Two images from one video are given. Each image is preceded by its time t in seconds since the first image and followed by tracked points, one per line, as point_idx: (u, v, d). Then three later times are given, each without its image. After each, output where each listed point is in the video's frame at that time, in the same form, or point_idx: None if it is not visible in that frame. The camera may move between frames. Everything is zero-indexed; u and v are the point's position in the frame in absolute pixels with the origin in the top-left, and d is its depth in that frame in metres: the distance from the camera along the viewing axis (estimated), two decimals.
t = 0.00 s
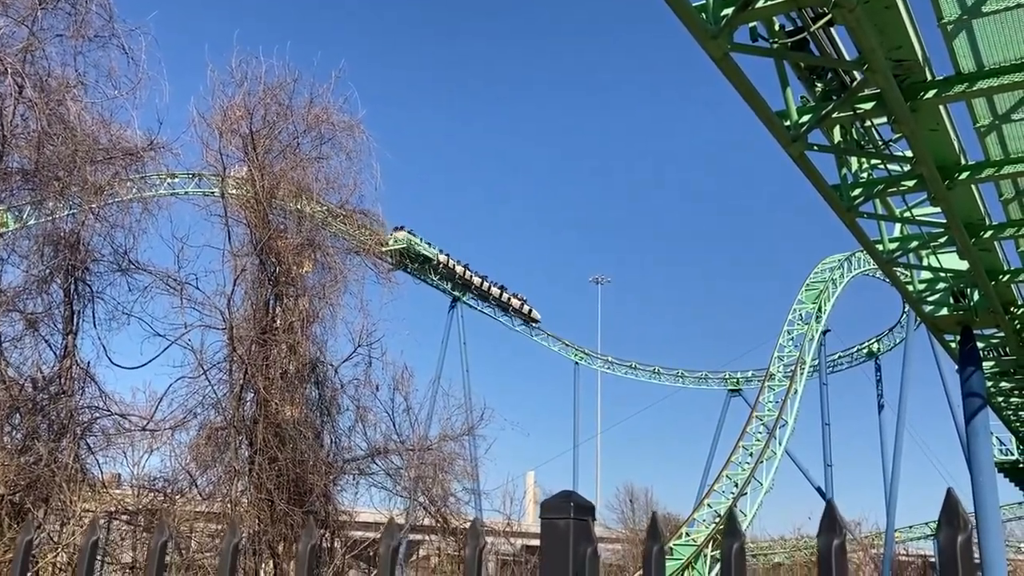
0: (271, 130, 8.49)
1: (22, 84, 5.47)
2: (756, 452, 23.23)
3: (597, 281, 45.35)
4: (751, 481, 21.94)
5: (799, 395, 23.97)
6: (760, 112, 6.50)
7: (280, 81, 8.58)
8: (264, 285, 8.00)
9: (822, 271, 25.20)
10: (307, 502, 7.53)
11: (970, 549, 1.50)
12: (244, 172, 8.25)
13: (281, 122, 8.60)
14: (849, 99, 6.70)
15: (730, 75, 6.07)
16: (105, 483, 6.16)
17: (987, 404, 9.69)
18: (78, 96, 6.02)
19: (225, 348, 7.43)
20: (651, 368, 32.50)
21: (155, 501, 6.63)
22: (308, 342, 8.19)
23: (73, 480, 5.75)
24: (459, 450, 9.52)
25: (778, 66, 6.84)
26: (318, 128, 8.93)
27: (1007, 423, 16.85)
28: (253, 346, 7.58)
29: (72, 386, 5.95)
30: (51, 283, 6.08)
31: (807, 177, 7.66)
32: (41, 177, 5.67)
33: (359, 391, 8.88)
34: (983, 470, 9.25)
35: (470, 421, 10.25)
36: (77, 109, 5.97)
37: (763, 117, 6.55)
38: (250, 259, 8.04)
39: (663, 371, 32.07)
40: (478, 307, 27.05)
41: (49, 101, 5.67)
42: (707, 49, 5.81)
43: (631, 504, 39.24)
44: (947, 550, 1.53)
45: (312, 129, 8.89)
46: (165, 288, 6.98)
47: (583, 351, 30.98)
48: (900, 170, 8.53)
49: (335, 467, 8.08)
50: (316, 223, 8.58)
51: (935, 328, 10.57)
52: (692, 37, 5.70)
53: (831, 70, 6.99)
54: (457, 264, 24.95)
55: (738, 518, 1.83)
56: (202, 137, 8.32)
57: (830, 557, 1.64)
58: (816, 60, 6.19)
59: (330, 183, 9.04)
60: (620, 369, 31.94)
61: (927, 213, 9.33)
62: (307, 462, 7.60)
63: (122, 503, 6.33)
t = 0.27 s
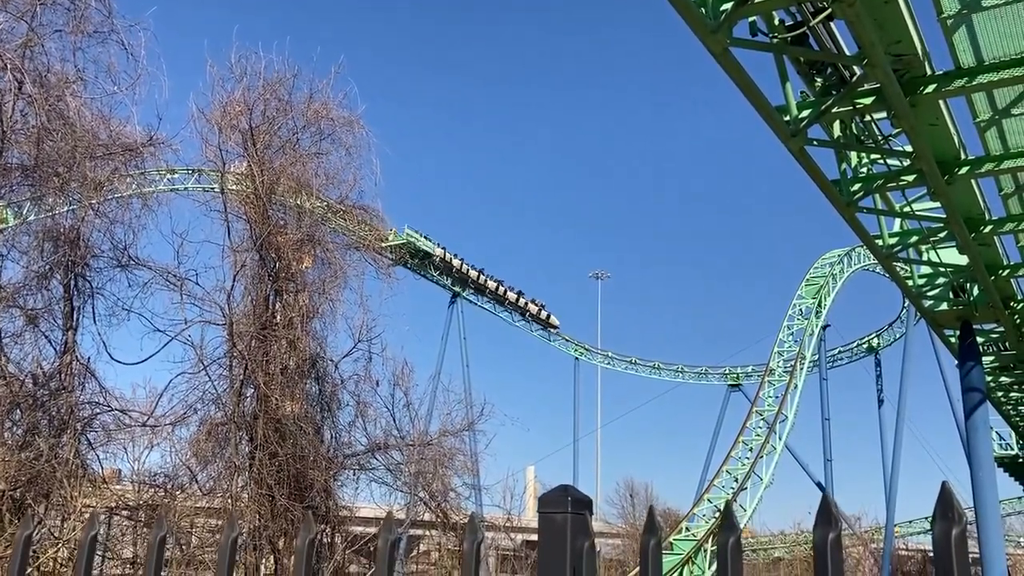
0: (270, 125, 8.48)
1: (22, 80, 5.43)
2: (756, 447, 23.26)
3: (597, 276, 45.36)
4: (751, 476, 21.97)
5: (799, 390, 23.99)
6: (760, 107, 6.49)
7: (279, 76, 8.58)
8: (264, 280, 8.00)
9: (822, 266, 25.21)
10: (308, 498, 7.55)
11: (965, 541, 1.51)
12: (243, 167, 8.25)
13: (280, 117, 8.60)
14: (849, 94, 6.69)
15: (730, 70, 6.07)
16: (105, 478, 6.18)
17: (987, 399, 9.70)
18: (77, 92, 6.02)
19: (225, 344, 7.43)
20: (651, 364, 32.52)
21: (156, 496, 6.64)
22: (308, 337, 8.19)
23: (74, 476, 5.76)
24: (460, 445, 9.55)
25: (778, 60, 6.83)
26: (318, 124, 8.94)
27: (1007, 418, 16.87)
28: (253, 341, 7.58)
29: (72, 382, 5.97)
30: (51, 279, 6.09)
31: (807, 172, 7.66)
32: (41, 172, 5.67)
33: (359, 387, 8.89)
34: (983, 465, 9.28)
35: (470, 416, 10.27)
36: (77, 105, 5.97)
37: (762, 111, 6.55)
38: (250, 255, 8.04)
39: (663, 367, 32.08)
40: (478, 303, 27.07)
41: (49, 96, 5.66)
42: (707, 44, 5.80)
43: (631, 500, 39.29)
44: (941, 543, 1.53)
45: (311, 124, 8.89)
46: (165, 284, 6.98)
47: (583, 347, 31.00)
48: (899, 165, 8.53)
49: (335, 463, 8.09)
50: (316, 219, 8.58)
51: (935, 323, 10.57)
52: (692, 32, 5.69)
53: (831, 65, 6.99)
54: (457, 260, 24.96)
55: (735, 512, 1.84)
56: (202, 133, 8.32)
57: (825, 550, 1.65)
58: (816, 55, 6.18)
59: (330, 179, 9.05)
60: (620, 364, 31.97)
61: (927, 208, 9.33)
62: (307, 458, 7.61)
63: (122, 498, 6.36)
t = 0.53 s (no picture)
0: (272, 121, 8.48)
1: (23, 76, 5.38)
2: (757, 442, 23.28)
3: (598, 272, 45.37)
4: (753, 472, 21.98)
5: (801, 386, 23.99)
6: (762, 102, 6.49)
7: (280, 72, 8.57)
8: (266, 276, 8.00)
9: (823, 262, 25.20)
10: (310, 493, 7.58)
11: (967, 536, 1.51)
12: (245, 163, 8.25)
13: (281, 113, 8.60)
14: (850, 89, 6.69)
15: (731, 65, 6.05)
16: (107, 474, 6.19)
17: (987, 394, 9.71)
18: (78, 88, 6.01)
19: (227, 340, 7.44)
20: (652, 359, 32.52)
21: (158, 492, 6.65)
22: (310, 333, 8.20)
23: (76, 472, 5.77)
24: (461, 441, 9.57)
25: (779, 55, 6.82)
26: (319, 120, 8.94)
27: (1008, 414, 16.87)
28: (254, 337, 7.58)
29: (75, 377, 5.98)
30: (53, 275, 6.10)
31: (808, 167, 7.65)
32: (42, 168, 5.65)
33: (360, 382, 8.91)
34: (984, 460, 9.31)
35: (471, 411, 10.29)
36: (78, 101, 5.97)
37: (764, 107, 6.54)
38: (251, 251, 8.04)
39: (664, 363, 32.10)
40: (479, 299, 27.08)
41: (50, 92, 5.65)
42: (708, 38, 5.79)
43: (632, 495, 39.30)
44: (943, 537, 1.53)
45: (312, 120, 8.89)
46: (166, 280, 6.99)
47: (584, 343, 31.02)
48: (901, 160, 8.52)
49: (337, 458, 8.10)
50: (318, 215, 8.59)
51: (936, 318, 10.57)
52: (693, 26, 5.68)
53: (832, 60, 6.97)
54: (459, 256, 24.96)
55: (737, 506, 1.84)
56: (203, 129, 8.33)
57: (827, 544, 1.65)
58: (817, 50, 6.17)
59: (331, 175, 9.06)
60: (621, 360, 31.98)
61: (928, 203, 9.32)
62: (308, 453, 7.63)
63: (125, 494, 6.38)
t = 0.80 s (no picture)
0: (273, 118, 8.48)
1: (25, 73, 5.35)
2: (759, 439, 23.28)
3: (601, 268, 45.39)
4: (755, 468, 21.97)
5: (803, 382, 23.98)
6: (764, 98, 6.48)
7: (282, 68, 8.57)
8: (268, 273, 7.99)
9: (826, 258, 25.18)
10: (312, 489, 7.59)
11: (972, 530, 1.51)
12: (247, 160, 8.25)
13: (283, 109, 8.59)
14: (853, 84, 6.67)
15: (733, 60, 6.04)
16: (110, 471, 6.20)
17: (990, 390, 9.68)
18: (80, 85, 6.02)
19: (229, 337, 7.44)
20: (654, 356, 32.51)
21: (161, 488, 6.66)
22: (312, 330, 8.21)
23: (79, 468, 5.78)
24: (463, 437, 9.59)
25: (782, 50, 6.80)
26: (321, 117, 8.94)
27: (1011, 410, 16.85)
28: (257, 334, 7.58)
29: (77, 374, 5.99)
30: (55, 271, 6.11)
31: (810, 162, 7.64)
32: (45, 165, 5.64)
33: (363, 379, 8.91)
34: (986, 455, 9.31)
35: (474, 408, 10.29)
36: (80, 98, 5.98)
37: (766, 102, 6.53)
38: (254, 247, 8.04)
39: (666, 359, 32.09)
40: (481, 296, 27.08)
41: (52, 89, 5.64)
42: (710, 34, 5.78)
43: (634, 492, 39.33)
44: (948, 531, 1.53)
45: (314, 117, 8.89)
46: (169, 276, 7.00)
47: (586, 339, 31.02)
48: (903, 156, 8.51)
49: (340, 455, 8.11)
50: (320, 212, 8.59)
51: (938, 314, 10.56)
52: (695, 22, 5.67)
53: (835, 56, 6.95)
54: (461, 252, 24.96)
55: (740, 501, 1.84)
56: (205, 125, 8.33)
57: (831, 539, 1.65)
58: (819, 46, 6.16)
59: (333, 171, 9.07)
60: (623, 357, 31.98)
61: (931, 199, 9.30)
62: (310, 450, 7.65)
63: (127, 490, 6.38)
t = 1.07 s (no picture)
0: (275, 115, 8.47)
1: (27, 70, 5.35)
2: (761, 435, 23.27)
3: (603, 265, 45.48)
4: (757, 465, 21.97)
5: (805, 378, 23.97)
6: (766, 94, 6.46)
7: (284, 65, 8.56)
8: (270, 270, 7.99)
9: (828, 255, 25.15)
10: (314, 486, 7.59)
11: (978, 524, 1.51)
12: (249, 157, 8.25)
13: (285, 106, 8.59)
14: (855, 81, 6.66)
15: (735, 57, 6.04)
16: (112, 468, 6.22)
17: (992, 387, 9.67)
18: (82, 82, 6.01)
19: (231, 334, 7.45)
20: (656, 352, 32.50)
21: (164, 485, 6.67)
22: (314, 327, 8.21)
23: (82, 465, 5.79)
24: (464, 434, 9.61)
25: (784, 47, 6.79)
26: (323, 114, 8.93)
27: (1013, 407, 16.83)
28: (259, 331, 7.58)
29: (79, 371, 6.00)
30: (57, 269, 6.11)
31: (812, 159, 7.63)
32: (47, 162, 5.65)
33: (365, 375, 8.92)
34: (988, 451, 9.31)
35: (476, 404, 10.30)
36: (81, 95, 5.97)
37: (768, 99, 6.52)
38: (255, 244, 8.04)
39: (668, 355, 32.08)
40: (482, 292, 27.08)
41: (53, 86, 5.63)
42: (712, 30, 5.77)
43: (636, 488, 39.33)
44: (954, 526, 1.53)
45: (316, 114, 8.88)
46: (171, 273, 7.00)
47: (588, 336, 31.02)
48: (906, 152, 8.48)
49: (342, 452, 8.12)
50: (322, 209, 8.59)
51: (941, 310, 10.55)
52: (697, 18, 5.66)
53: (837, 52, 6.94)
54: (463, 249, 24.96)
55: (744, 497, 1.84)
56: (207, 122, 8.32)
57: (836, 534, 1.65)
58: (822, 42, 6.14)
59: (335, 168, 9.08)
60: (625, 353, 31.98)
61: (933, 195, 9.29)
62: (313, 447, 7.65)
63: (130, 487, 6.39)
